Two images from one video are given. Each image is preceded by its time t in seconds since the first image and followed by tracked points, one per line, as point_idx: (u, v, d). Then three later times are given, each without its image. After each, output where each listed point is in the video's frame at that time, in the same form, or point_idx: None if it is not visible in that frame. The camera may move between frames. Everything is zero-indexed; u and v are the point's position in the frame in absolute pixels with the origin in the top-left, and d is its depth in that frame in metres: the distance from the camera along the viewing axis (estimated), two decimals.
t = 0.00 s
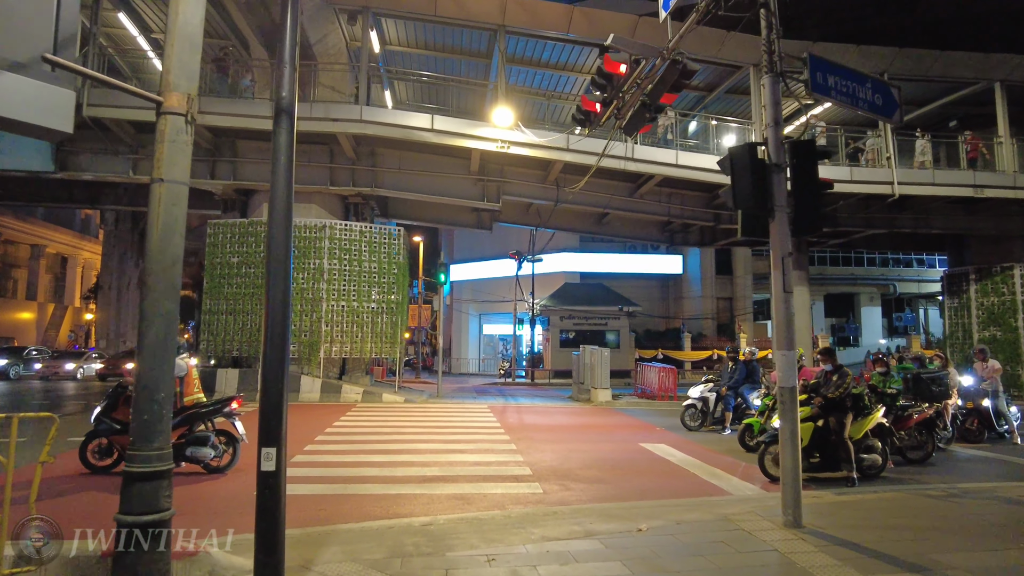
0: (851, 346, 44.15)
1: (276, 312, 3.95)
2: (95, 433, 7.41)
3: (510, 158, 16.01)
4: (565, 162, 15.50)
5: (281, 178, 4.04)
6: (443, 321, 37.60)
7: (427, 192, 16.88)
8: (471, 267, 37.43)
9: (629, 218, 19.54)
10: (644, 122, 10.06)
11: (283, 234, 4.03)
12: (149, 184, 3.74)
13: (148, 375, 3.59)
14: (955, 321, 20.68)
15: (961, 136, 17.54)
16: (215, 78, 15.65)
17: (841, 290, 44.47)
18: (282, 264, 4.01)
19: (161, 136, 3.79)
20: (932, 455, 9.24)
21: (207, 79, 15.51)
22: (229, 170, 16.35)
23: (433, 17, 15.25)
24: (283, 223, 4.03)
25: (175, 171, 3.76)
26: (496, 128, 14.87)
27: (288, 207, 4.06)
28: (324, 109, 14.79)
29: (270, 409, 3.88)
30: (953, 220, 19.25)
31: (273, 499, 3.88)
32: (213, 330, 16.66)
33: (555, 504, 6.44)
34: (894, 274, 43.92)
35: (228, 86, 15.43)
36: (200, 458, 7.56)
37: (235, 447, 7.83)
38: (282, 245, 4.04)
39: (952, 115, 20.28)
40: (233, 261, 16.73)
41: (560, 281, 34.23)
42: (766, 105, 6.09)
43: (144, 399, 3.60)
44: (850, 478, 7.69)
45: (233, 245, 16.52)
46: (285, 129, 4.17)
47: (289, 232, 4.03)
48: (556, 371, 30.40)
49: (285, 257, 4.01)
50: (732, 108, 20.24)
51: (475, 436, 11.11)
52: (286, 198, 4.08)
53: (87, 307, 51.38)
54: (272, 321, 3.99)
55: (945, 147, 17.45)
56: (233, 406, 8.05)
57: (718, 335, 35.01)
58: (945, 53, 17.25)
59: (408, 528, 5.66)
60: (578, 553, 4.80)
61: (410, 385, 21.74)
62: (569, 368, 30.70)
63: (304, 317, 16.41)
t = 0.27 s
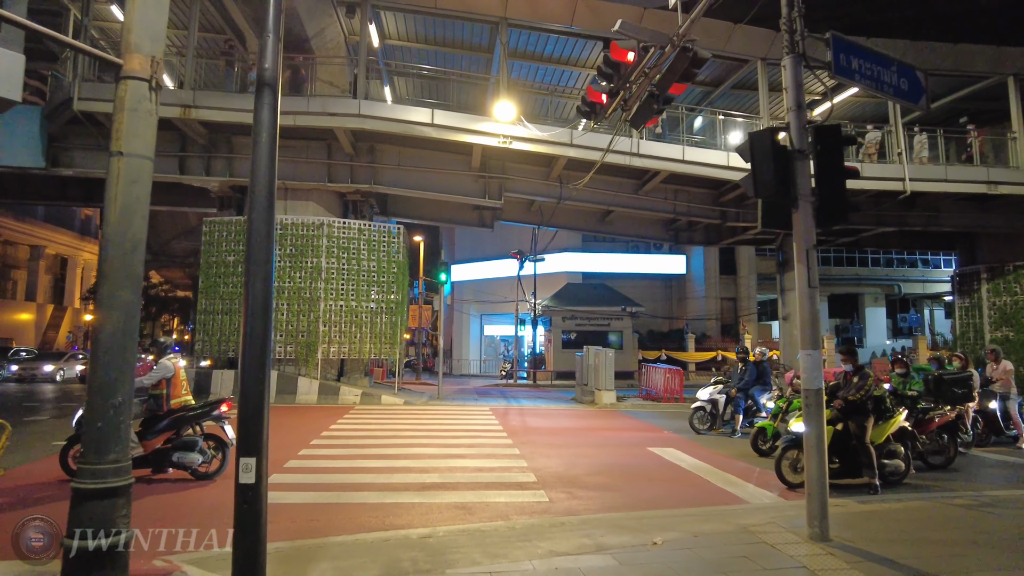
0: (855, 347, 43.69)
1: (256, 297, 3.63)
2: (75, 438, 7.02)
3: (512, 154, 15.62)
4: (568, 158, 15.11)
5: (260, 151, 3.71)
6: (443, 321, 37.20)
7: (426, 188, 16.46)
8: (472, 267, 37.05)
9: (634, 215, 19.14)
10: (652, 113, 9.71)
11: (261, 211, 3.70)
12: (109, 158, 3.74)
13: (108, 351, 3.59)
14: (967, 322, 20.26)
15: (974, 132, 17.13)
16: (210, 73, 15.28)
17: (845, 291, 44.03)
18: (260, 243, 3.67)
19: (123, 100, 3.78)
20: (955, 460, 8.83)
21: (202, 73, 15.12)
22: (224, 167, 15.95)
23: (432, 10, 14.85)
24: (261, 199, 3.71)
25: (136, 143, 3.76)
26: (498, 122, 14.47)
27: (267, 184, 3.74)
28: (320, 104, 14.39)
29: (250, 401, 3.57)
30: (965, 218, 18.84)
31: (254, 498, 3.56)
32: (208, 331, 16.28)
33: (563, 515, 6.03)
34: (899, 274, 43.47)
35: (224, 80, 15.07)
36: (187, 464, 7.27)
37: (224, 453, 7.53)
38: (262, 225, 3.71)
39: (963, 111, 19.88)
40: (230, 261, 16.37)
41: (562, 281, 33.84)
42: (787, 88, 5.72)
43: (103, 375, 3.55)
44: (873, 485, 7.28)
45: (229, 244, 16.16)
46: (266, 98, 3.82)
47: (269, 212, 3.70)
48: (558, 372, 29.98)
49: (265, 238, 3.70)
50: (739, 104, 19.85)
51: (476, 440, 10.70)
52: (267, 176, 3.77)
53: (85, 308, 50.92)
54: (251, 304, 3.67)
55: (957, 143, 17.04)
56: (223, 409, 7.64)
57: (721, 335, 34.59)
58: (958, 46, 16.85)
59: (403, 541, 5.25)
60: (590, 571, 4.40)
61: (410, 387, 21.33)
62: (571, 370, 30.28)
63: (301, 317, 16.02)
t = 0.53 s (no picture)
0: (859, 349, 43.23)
1: (229, 271, 3.59)
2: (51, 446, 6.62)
3: (514, 151, 15.23)
4: (571, 156, 14.72)
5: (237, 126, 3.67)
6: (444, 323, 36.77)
7: (426, 186, 16.03)
8: (472, 268, 36.65)
9: (638, 215, 18.74)
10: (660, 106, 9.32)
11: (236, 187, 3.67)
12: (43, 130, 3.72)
13: (53, 321, 3.58)
14: (978, 324, 19.81)
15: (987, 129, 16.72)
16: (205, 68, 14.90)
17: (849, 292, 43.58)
18: (235, 221, 3.63)
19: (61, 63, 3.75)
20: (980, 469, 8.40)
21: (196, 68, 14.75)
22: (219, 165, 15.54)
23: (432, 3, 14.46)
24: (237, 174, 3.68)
25: (73, 116, 3.76)
26: (499, 119, 14.07)
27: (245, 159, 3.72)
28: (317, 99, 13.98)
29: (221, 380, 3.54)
30: (977, 217, 18.41)
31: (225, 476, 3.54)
32: (202, 333, 15.80)
33: (569, 531, 5.61)
34: (903, 275, 43.00)
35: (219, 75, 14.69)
36: (170, 474, 6.83)
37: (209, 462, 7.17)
38: (236, 201, 3.68)
39: (974, 109, 19.45)
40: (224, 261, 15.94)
41: (564, 283, 33.44)
42: (811, 72, 5.31)
43: (31, 359, 3.53)
44: (897, 497, 6.85)
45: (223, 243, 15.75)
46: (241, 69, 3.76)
47: (242, 194, 3.67)
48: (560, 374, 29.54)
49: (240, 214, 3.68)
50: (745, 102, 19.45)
51: (476, 446, 10.29)
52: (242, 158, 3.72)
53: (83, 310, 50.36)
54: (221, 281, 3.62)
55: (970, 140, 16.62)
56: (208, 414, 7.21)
57: (725, 337, 34.16)
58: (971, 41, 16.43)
59: (397, 561, 4.84)
60: None
61: (409, 390, 20.92)
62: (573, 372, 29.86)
63: (297, 319, 15.62)
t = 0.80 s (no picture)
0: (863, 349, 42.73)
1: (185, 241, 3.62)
2: (20, 450, 6.20)
3: (513, 143, 14.81)
4: (572, 149, 14.30)
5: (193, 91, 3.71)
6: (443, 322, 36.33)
7: (423, 181, 15.59)
8: (472, 267, 36.25)
9: (640, 211, 18.36)
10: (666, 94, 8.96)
11: (192, 152, 3.70)
12: None
13: None
14: (987, 322, 19.39)
15: (998, 122, 16.29)
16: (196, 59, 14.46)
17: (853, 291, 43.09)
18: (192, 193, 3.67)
19: None
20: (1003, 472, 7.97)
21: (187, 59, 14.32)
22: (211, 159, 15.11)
23: None
24: (193, 140, 3.71)
25: None
26: (498, 110, 13.65)
27: (201, 125, 3.76)
28: (308, 90, 13.50)
29: (170, 342, 3.54)
30: (987, 213, 18.00)
31: (175, 438, 3.53)
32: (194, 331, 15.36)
33: (572, 543, 5.20)
34: (907, 274, 42.50)
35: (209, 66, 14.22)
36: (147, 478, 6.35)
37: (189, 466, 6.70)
38: (191, 166, 3.71)
39: (983, 102, 19.03)
40: (216, 257, 15.50)
41: (564, 281, 33.03)
42: (834, 45, 4.86)
43: None
44: (920, 504, 6.44)
45: (215, 239, 15.33)
46: (199, 33, 3.79)
47: (197, 171, 3.72)
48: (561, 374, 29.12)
49: (195, 178, 3.70)
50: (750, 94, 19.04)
51: (474, 448, 9.87)
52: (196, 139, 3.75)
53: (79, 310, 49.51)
54: (174, 244, 3.64)
55: (981, 133, 16.19)
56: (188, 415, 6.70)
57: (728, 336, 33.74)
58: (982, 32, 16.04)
59: None
60: None
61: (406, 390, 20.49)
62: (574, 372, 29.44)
63: (291, 317, 15.24)
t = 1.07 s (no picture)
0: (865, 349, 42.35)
1: (127, 229, 3.38)
2: None
3: (514, 138, 14.41)
4: (574, 144, 13.91)
5: (138, 67, 3.46)
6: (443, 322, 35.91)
7: (421, 177, 15.17)
8: (472, 266, 35.86)
9: (643, 208, 17.97)
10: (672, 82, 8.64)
11: (138, 135, 3.46)
12: None
13: None
14: (997, 321, 19.02)
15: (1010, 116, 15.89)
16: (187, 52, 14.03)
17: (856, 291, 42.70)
18: (137, 178, 3.43)
19: None
20: None
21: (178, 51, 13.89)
22: (202, 155, 14.68)
23: None
24: (139, 120, 3.47)
25: None
26: (498, 103, 13.26)
27: (147, 116, 3.51)
28: (303, 83, 13.08)
29: (110, 348, 3.29)
30: (998, 210, 17.63)
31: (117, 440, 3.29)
32: (186, 331, 14.98)
33: (576, 560, 4.81)
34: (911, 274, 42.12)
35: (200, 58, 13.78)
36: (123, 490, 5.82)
37: (169, 476, 6.16)
38: (136, 148, 3.46)
39: (992, 97, 18.68)
40: (208, 255, 15.11)
41: (565, 280, 32.63)
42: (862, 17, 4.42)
43: None
44: (948, 516, 6.04)
45: (207, 236, 14.94)
46: None
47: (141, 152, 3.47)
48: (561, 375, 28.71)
49: (140, 174, 3.45)
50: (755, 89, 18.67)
51: (472, 453, 9.48)
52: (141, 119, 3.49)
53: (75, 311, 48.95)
54: (116, 233, 3.40)
55: (994, 125, 15.73)
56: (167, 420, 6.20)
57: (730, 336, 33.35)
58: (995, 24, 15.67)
59: None
60: None
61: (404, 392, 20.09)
62: (575, 372, 29.03)
63: (285, 317, 14.85)
